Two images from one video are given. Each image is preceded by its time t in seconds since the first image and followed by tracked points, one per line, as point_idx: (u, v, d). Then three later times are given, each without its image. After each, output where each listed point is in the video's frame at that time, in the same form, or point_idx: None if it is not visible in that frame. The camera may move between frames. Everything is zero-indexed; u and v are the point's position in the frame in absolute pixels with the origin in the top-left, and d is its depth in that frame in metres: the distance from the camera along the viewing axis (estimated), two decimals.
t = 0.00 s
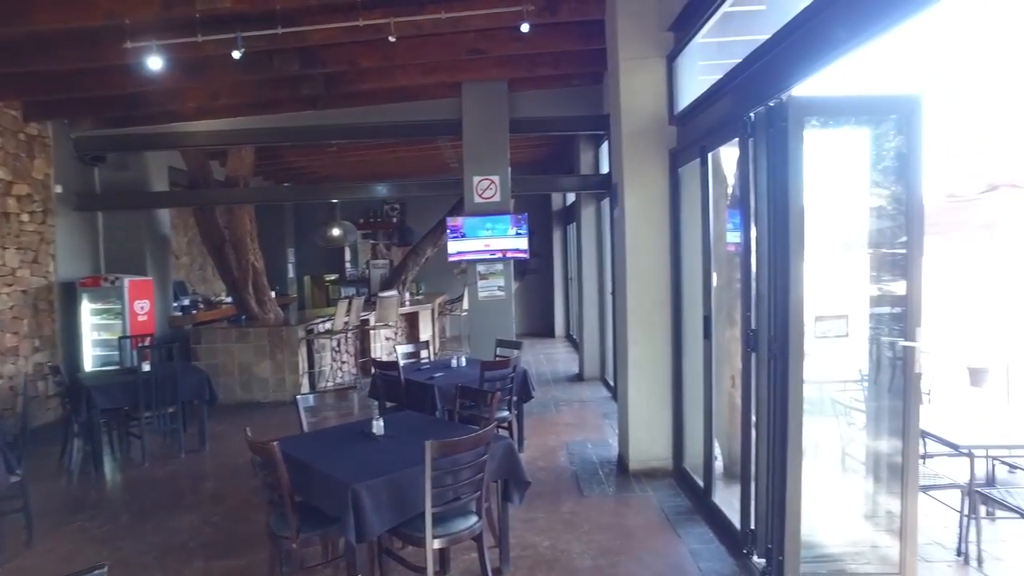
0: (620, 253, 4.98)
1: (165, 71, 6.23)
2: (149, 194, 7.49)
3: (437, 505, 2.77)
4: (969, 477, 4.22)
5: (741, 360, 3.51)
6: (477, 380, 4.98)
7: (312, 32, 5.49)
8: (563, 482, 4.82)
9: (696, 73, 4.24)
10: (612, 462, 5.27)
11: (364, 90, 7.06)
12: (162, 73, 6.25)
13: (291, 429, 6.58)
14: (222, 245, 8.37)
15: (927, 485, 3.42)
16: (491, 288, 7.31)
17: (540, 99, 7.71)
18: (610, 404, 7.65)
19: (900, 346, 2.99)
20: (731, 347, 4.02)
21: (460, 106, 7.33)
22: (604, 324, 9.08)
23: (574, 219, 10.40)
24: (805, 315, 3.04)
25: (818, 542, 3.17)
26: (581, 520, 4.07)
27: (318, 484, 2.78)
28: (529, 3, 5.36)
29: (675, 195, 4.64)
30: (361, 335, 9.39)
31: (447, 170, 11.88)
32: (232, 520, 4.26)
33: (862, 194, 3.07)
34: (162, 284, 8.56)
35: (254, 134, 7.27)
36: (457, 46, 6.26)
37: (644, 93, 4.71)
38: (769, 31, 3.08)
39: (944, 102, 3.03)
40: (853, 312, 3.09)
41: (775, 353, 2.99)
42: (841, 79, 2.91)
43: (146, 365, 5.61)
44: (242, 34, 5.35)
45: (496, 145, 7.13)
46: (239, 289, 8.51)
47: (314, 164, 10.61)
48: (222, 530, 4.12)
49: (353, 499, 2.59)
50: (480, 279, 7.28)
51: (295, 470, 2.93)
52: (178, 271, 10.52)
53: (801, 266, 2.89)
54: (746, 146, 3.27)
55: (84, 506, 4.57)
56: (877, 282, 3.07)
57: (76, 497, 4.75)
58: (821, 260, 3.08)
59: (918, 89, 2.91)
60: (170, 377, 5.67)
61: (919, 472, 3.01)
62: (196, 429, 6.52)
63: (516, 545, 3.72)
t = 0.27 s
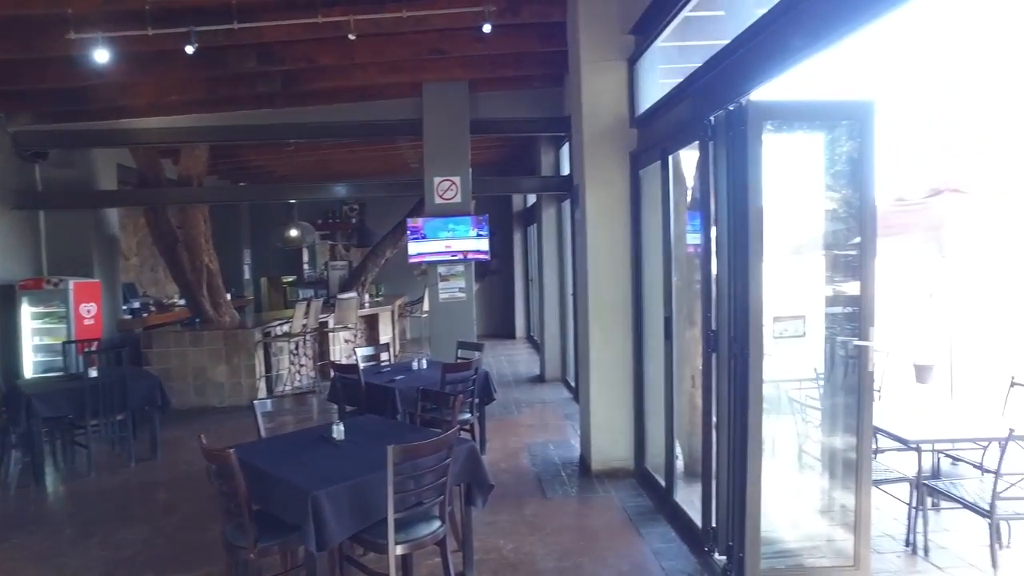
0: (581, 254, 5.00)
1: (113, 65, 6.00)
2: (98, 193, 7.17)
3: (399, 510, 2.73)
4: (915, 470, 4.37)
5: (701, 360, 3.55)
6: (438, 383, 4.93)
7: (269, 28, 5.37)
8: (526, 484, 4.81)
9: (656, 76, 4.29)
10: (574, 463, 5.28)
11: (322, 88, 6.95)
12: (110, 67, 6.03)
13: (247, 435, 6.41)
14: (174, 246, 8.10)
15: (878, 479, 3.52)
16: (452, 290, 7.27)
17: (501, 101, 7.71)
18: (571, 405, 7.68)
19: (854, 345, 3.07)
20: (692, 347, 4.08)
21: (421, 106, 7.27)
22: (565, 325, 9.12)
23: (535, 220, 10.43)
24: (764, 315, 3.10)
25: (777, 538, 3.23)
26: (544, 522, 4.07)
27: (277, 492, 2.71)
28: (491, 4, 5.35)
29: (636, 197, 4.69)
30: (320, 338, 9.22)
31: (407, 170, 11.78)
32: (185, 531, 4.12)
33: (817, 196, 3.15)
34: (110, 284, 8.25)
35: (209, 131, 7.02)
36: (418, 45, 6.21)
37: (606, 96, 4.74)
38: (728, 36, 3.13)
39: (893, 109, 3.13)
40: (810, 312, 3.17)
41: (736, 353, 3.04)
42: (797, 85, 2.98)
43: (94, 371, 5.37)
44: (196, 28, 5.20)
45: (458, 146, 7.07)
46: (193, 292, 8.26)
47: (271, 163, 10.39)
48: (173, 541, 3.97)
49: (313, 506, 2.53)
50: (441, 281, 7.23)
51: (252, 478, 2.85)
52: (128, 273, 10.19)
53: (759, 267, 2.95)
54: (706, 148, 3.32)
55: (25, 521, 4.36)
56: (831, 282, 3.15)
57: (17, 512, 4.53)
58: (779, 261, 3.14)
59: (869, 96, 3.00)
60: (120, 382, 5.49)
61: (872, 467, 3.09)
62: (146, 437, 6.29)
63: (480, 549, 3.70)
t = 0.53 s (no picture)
0: (551, 255, 5.01)
1: (70, 59, 5.82)
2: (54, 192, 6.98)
3: (369, 514, 2.69)
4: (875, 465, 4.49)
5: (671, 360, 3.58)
6: (408, 385, 4.88)
7: (234, 24, 5.27)
8: (497, 485, 4.80)
9: (625, 78, 4.32)
10: (544, 463, 5.29)
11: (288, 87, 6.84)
12: (66, 61, 5.84)
13: (211, 440, 6.27)
14: (135, 247, 7.86)
15: (842, 475, 3.60)
16: (421, 291, 7.23)
17: (470, 101, 7.70)
18: (541, 405, 7.69)
19: (819, 345, 3.14)
20: (661, 346, 4.11)
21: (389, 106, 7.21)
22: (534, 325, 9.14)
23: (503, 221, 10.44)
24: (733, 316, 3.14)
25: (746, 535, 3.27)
26: (515, 523, 4.06)
27: (243, 498, 2.65)
28: (461, 4, 5.32)
29: (605, 199, 4.72)
30: (286, 340, 9.06)
31: (375, 171, 11.68)
32: (146, 540, 4.01)
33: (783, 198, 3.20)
34: (66, 284, 7.97)
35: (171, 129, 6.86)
36: (386, 45, 6.15)
37: (575, 97, 4.76)
38: (696, 40, 3.17)
39: (854, 113, 3.21)
40: (776, 312, 3.22)
41: (705, 353, 3.08)
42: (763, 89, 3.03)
43: (48, 376, 5.21)
44: (157, 23, 5.07)
45: (427, 147, 7.00)
46: (154, 293, 8.04)
47: (235, 162, 10.18)
48: (134, 551, 3.86)
49: (281, 512, 2.48)
50: (409, 282, 7.19)
51: (217, 485, 2.78)
52: (85, 274, 9.91)
53: (727, 267, 2.99)
54: (675, 151, 3.35)
55: None
56: (795, 282, 3.21)
57: None
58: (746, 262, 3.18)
59: (833, 101, 3.07)
60: (76, 387, 5.31)
61: (837, 463, 3.16)
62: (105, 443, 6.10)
63: (451, 552, 3.67)
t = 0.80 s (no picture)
0: (512, 256, 5.01)
1: (10, 50, 5.56)
2: None
3: (332, 520, 2.64)
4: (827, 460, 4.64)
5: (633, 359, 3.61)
6: (368, 387, 4.81)
7: (187, 17, 5.12)
8: (459, 487, 4.77)
9: (587, 81, 4.35)
10: (507, 465, 5.28)
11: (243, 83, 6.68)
12: (6, 52, 5.58)
13: (162, 447, 6.07)
14: (79, 247, 7.45)
15: (798, 470, 3.69)
16: (380, 292, 7.19)
17: (430, 101, 7.65)
18: (501, 406, 7.69)
19: (778, 344, 3.21)
20: (623, 346, 4.15)
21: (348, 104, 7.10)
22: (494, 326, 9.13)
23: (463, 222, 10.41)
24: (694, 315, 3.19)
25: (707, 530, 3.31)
26: (479, 525, 4.04)
27: (200, 506, 2.56)
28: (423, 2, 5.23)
29: (566, 200, 4.74)
30: (242, 343, 8.83)
31: (332, 170, 11.50)
32: (93, 552, 3.85)
33: (741, 200, 3.27)
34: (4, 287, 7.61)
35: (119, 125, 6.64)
36: (346, 42, 6.06)
37: (537, 98, 4.77)
38: (658, 43, 3.21)
39: (808, 118, 3.30)
40: (736, 312, 3.28)
41: (667, 352, 3.11)
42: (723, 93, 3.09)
43: None
44: (105, 14, 4.89)
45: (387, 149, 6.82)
46: (100, 294, 7.72)
47: (187, 160, 9.90)
48: (81, 564, 3.71)
49: (240, 519, 2.41)
50: (369, 283, 7.15)
51: (172, 493, 2.69)
52: (26, 276, 9.49)
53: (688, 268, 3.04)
54: (637, 151, 3.38)
55: None
56: (753, 283, 3.27)
57: None
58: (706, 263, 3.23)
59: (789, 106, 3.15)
60: (16, 394, 5.08)
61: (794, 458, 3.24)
62: (48, 453, 5.84)
63: (414, 556, 3.63)
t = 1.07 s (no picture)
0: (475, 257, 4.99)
1: None
2: None
3: (295, 526, 2.58)
4: (784, 456, 4.75)
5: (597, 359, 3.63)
6: (330, 390, 4.72)
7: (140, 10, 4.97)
8: (423, 490, 4.73)
9: (551, 83, 4.37)
10: (471, 466, 5.26)
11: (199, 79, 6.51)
12: None
13: (113, 455, 5.86)
14: (24, 248, 7.28)
15: (759, 466, 3.77)
16: (341, 293, 7.06)
17: (392, 100, 7.57)
18: (464, 407, 7.66)
19: (739, 343, 3.27)
20: (587, 346, 4.17)
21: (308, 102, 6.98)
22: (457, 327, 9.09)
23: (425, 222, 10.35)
24: (658, 316, 3.22)
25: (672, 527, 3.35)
26: (444, 528, 4.00)
27: (155, 516, 2.48)
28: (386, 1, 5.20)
29: (530, 200, 4.74)
30: (199, 346, 8.55)
31: (291, 169, 11.28)
32: (40, 566, 3.70)
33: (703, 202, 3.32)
34: None
35: (65, 120, 6.40)
36: (306, 39, 5.96)
37: (500, 98, 4.77)
38: (621, 46, 3.24)
39: (767, 121, 3.38)
40: (699, 312, 3.33)
41: (631, 352, 3.14)
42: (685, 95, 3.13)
43: None
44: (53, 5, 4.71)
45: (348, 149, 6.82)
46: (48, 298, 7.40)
47: (139, 158, 9.60)
48: None
49: (199, 528, 2.33)
50: (329, 283, 7.01)
51: (126, 502, 2.59)
52: None
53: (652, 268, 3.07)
54: (600, 153, 3.40)
55: None
56: (714, 283, 3.33)
57: None
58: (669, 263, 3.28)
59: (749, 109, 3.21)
60: None
61: (755, 454, 3.31)
62: None
63: (378, 560, 3.58)
